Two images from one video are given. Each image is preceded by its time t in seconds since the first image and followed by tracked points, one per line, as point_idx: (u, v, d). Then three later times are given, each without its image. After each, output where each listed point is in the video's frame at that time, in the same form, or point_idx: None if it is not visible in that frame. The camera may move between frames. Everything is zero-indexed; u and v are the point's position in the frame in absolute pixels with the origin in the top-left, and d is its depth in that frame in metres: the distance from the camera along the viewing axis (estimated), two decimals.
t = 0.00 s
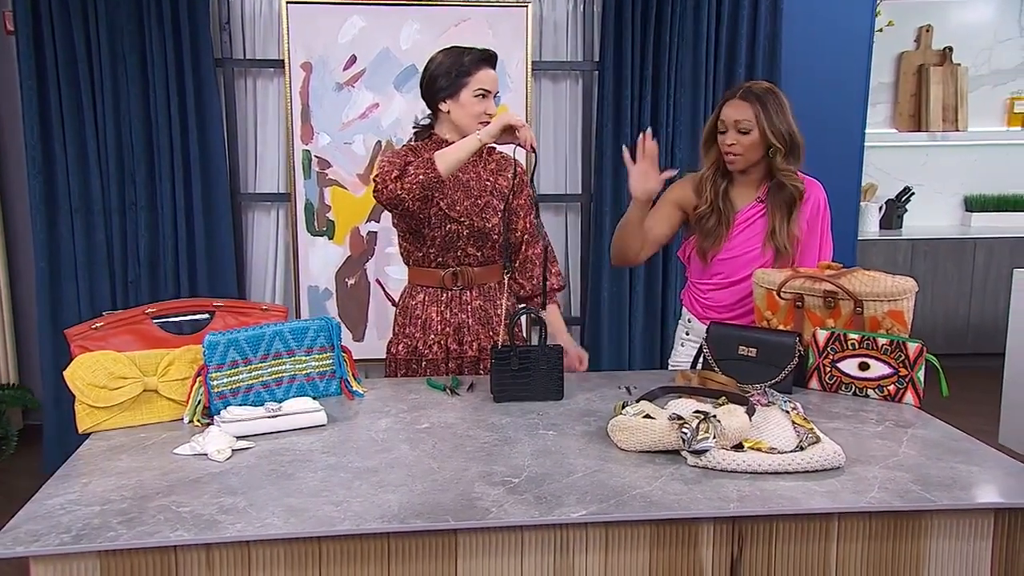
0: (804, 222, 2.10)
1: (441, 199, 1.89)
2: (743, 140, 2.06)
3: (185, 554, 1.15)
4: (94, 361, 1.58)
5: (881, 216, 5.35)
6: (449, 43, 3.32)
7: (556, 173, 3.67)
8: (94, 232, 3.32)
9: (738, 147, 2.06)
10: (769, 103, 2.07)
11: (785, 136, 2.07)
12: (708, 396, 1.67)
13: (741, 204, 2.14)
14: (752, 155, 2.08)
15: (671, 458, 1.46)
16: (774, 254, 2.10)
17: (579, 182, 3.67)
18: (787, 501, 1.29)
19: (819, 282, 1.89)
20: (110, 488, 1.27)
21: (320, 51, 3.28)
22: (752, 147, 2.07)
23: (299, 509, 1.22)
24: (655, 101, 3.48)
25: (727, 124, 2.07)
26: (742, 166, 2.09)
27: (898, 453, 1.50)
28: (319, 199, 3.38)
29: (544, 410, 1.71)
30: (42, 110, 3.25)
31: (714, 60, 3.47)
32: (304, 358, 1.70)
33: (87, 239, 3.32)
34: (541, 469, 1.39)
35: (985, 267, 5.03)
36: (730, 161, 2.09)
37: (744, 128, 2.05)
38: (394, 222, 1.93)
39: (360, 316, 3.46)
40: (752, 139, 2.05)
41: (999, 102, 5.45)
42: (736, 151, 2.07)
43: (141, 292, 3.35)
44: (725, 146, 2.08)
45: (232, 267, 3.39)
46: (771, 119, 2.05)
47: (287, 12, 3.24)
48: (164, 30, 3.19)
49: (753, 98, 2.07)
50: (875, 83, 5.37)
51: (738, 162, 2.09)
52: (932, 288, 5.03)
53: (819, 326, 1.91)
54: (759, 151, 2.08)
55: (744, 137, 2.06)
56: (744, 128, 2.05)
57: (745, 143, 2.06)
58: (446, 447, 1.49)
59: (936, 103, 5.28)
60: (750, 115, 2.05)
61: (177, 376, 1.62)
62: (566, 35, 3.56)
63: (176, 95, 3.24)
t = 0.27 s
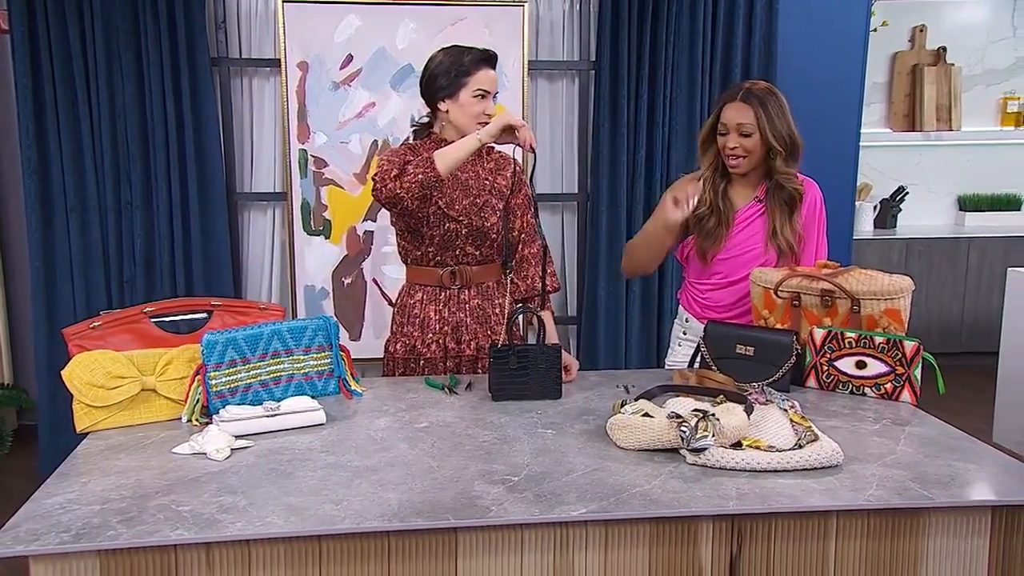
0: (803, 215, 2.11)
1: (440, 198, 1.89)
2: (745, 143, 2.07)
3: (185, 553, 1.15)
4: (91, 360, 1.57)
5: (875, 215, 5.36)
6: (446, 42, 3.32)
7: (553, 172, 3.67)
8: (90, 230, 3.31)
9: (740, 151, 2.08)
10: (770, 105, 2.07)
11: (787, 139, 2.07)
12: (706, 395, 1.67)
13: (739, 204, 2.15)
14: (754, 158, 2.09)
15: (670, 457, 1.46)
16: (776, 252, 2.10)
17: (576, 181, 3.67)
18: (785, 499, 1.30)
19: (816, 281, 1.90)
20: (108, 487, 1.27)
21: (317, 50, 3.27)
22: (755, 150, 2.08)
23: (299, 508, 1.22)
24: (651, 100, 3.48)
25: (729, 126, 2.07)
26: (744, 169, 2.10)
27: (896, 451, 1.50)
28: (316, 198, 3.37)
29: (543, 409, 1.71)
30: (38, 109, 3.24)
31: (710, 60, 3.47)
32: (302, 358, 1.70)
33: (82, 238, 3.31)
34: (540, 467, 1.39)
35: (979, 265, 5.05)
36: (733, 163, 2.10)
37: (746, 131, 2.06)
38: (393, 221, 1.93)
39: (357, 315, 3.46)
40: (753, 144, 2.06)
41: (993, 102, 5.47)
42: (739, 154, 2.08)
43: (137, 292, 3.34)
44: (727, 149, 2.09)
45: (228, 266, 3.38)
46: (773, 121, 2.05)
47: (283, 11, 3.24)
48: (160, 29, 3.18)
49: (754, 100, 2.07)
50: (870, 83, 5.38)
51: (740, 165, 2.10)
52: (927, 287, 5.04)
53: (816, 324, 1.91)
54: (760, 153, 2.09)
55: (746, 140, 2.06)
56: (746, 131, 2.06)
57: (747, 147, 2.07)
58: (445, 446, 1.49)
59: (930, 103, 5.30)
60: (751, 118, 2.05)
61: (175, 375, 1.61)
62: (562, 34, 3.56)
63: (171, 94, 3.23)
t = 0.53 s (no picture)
0: (803, 216, 2.11)
1: (440, 197, 1.89)
2: (743, 143, 2.07)
3: (186, 552, 1.15)
4: (90, 359, 1.57)
5: (871, 215, 5.37)
6: (444, 41, 3.32)
7: (550, 172, 3.68)
8: (86, 230, 3.31)
9: (739, 150, 2.08)
10: (771, 106, 2.07)
11: (787, 141, 2.07)
12: (705, 394, 1.67)
13: (739, 203, 2.15)
14: (753, 157, 2.10)
15: (670, 455, 1.47)
16: (776, 253, 2.11)
17: (573, 180, 3.68)
18: (786, 496, 1.30)
19: (815, 280, 1.90)
20: (109, 486, 1.27)
21: (314, 50, 3.27)
22: (755, 150, 2.08)
23: (301, 507, 1.22)
24: (648, 100, 3.48)
25: (730, 125, 2.08)
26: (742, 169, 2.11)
27: (895, 449, 1.51)
28: (313, 197, 3.37)
29: (543, 408, 1.71)
30: (34, 109, 3.23)
31: (707, 59, 3.48)
32: (302, 356, 1.70)
33: (79, 238, 3.31)
34: (541, 466, 1.40)
35: (974, 265, 5.06)
36: (731, 162, 2.11)
37: (746, 131, 2.06)
38: (392, 220, 1.93)
39: (354, 315, 3.46)
40: (753, 144, 2.07)
41: (987, 101, 5.49)
42: (738, 153, 2.08)
43: (133, 292, 3.33)
44: (726, 147, 2.10)
45: (226, 266, 3.38)
46: (774, 121, 2.05)
47: (280, 10, 3.23)
48: (157, 29, 3.17)
49: (755, 100, 2.07)
50: (865, 82, 5.39)
51: (739, 164, 2.10)
52: (922, 287, 5.06)
53: (815, 323, 1.91)
54: (759, 154, 2.09)
55: (745, 140, 2.07)
56: (745, 131, 2.06)
57: (746, 147, 2.08)
58: (445, 444, 1.49)
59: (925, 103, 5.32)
60: (752, 118, 2.05)
61: (175, 374, 1.61)
62: (560, 34, 3.56)
63: (168, 94, 3.22)
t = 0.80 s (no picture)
0: (797, 217, 2.13)
1: (440, 196, 1.89)
2: (736, 143, 2.08)
3: (189, 550, 1.15)
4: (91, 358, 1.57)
5: (867, 214, 5.38)
6: (442, 40, 3.32)
7: (548, 171, 3.68)
8: (84, 229, 3.30)
9: (732, 150, 2.09)
10: (765, 105, 2.07)
11: (779, 143, 2.07)
12: (705, 392, 1.68)
13: (738, 202, 2.15)
14: (747, 157, 2.10)
15: (671, 453, 1.47)
16: (775, 256, 2.12)
17: (572, 179, 3.68)
18: (787, 494, 1.30)
19: (814, 278, 1.91)
20: (111, 485, 1.27)
21: (312, 49, 3.27)
22: (750, 150, 2.09)
23: (303, 505, 1.22)
24: (646, 99, 3.49)
25: (724, 125, 2.09)
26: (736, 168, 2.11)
27: (895, 447, 1.51)
28: (311, 196, 3.36)
29: (543, 406, 1.71)
30: (32, 108, 3.23)
31: (705, 59, 3.48)
32: (303, 355, 1.68)
33: (76, 238, 3.30)
34: (543, 464, 1.40)
35: (970, 264, 5.08)
36: (726, 161, 2.11)
37: (738, 131, 2.07)
38: (393, 218, 1.93)
39: (352, 315, 3.45)
40: (746, 144, 2.07)
41: (983, 101, 5.51)
42: (730, 153, 2.09)
43: (131, 291, 3.32)
44: (719, 146, 2.10)
45: (224, 266, 3.37)
46: (766, 122, 2.06)
47: (279, 9, 3.23)
48: (156, 27, 3.17)
49: (750, 100, 2.08)
50: (861, 82, 5.40)
51: (733, 163, 2.11)
52: (919, 286, 5.07)
53: (814, 321, 1.92)
54: (753, 153, 2.10)
55: (738, 140, 2.08)
56: (738, 131, 2.07)
57: (739, 147, 2.08)
58: (447, 443, 1.49)
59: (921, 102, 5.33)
60: (745, 117, 2.06)
61: (175, 373, 1.61)
62: (558, 34, 3.56)
63: (167, 93, 3.22)
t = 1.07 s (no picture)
0: (798, 216, 2.13)
1: (442, 195, 1.89)
2: (737, 144, 2.08)
3: (194, 549, 1.15)
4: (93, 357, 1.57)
5: (864, 213, 5.39)
6: (441, 40, 3.32)
7: (547, 171, 3.68)
8: (82, 229, 3.29)
9: (733, 151, 2.09)
10: (765, 105, 2.07)
11: (780, 143, 2.07)
12: (706, 390, 1.68)
13: (738, 201, 2.16)
14: (747, 157, 2.10)
15: (673, 451, 1.48)
16: (774, 255, 2.12)
17: (571, 179, 3.68)
18: (790, 492, 1.31)
19: (815, 277, 1.91)
20: (115, 483, 1.27)
21: (311, 49, 3.27)
22: (749, 151, 2.09)
23: (307, 503, 1.22)
24: (645, 99, 3.49)
25: (724, 125, 2.09)
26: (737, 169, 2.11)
27: (897, 445, 1.52)
28: (310, 195, 3.36)
29: (545, 405, 1.72)
30: (30, 107, 3.22)
31: (704, 58, 3.48)
32: (304, 354, 1.68)
33: (75, 237, 3.29)
34: (546, 462, 1.40)
35: (967, 263, 5.09)
36: (726, 161, 2.11)
37: (739, 133, 2.07)
38: (395, 217, 1.93)
39: (351, 314, 3.45)
40: (746, 145, 2.08)
41: (979, 101, 5.52)
42: (731, 154, 2.09)
43: (130, 291, 3.32)
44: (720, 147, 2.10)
45: (223, 265, 3.37)
46: (766, 122, 2.06)
47: (278, 8, 3.23)
48: (155, 27, 3.16)
49: (749, 100, 2.08)
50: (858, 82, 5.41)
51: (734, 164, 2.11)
52: (916, 285, 5.08)
53: (814, 320, 1.92)
54: (754, 154, 2.10)
55: (738, 140, 2.08)
56: (738, 132, 2.07)
57: (740, 147, 2.08)
58: (449, 441, 1.50)
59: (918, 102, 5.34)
60: (745, 118, 2.06)
61: (177, 372, 1.61)
62: (557, 33, 3.56)
63: (166, 93, 3.21)
